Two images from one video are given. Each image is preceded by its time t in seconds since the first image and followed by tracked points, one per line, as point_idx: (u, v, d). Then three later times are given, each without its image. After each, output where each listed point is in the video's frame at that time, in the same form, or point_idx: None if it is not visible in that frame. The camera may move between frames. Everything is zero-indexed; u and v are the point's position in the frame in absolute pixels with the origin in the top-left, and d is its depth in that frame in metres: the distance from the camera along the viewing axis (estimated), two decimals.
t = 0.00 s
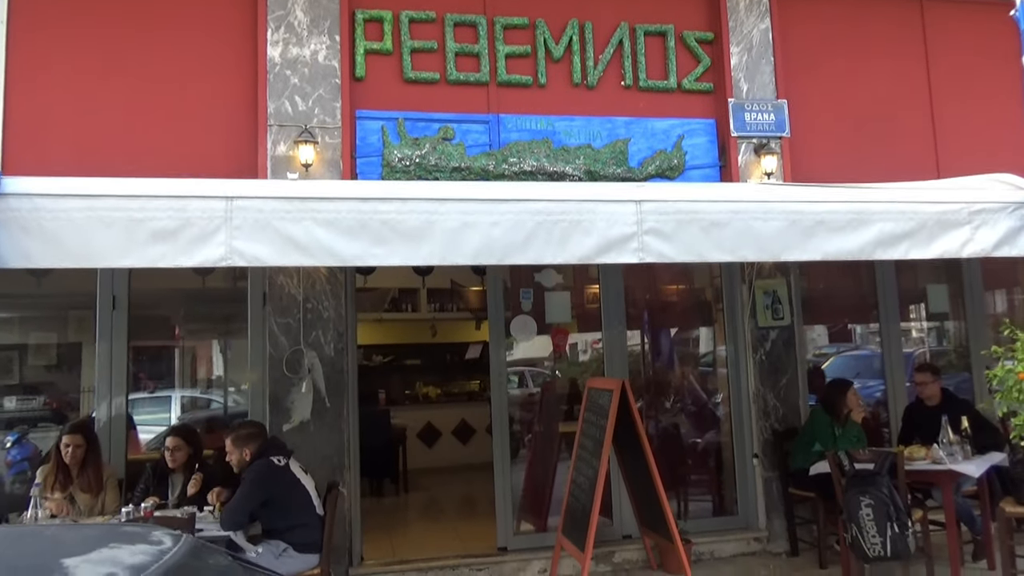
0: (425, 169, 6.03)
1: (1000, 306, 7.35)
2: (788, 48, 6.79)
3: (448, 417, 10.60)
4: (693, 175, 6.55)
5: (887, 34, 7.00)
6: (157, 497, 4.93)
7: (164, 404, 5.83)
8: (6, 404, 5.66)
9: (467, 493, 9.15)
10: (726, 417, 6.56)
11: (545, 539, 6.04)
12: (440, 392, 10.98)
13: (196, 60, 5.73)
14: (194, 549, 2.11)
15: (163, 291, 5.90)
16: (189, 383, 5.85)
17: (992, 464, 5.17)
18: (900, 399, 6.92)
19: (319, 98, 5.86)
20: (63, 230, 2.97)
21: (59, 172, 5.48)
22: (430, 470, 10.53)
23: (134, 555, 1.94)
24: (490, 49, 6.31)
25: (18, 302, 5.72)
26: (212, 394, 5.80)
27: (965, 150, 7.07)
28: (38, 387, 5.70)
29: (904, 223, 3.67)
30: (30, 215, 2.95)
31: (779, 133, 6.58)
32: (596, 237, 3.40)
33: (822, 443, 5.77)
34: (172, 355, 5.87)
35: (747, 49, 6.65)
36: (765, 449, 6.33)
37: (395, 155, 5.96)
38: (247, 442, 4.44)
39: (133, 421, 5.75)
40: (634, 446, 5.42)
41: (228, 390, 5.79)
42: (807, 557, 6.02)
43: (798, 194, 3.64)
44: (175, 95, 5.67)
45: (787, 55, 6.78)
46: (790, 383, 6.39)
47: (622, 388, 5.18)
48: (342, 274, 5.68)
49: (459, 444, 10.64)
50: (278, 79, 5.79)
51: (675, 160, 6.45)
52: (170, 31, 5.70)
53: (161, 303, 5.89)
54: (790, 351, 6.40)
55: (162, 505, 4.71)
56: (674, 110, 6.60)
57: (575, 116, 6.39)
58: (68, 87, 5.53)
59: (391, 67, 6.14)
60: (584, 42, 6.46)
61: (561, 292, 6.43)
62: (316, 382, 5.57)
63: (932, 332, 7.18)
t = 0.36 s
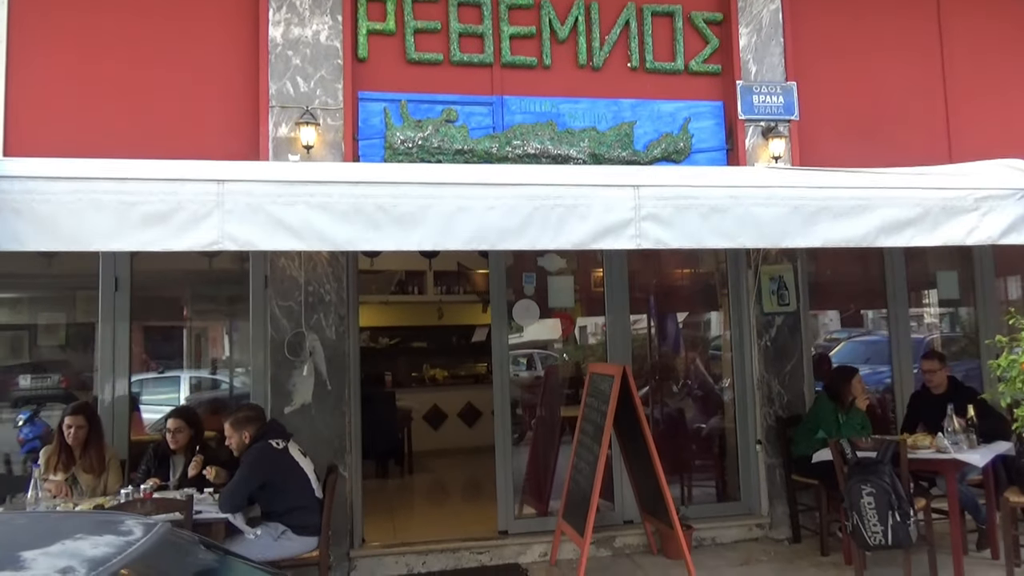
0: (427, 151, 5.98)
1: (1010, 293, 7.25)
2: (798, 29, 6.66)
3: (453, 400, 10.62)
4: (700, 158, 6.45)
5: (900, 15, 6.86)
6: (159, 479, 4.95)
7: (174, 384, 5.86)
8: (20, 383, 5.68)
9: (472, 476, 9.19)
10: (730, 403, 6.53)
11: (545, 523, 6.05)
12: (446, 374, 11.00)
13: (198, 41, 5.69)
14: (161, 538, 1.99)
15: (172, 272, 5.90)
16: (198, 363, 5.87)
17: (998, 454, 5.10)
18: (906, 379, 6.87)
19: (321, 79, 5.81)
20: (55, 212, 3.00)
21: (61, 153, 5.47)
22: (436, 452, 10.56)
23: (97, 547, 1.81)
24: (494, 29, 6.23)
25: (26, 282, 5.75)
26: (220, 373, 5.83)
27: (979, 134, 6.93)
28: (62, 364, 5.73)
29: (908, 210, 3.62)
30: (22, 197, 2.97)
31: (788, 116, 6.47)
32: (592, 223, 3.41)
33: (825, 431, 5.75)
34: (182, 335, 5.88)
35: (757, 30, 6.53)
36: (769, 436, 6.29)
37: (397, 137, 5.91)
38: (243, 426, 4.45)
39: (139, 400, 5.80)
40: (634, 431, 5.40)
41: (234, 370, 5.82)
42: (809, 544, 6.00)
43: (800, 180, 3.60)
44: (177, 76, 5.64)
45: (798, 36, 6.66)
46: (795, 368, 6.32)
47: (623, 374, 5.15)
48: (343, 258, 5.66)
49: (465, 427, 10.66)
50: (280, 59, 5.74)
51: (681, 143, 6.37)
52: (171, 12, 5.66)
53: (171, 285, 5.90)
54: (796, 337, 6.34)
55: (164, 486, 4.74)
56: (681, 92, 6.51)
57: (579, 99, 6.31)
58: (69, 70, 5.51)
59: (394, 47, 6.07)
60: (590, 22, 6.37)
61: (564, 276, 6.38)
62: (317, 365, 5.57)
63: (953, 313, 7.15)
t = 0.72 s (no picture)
0: (427, 133, 5.94)
1: (1016, 275, 7.18)
2: (803, 7, 6.56)
3: (458, 381, 10.66)
4: (702, 139, 6.38)
5: None
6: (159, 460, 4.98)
7: (181, 365, 5.89)
8: (33, 364, 5.76)
9: (476, 457, 9.24)
10: (731, 386, 6.51)
11: (545, 505, 6.08)
12: (451, 357, 11.03)
13: (194, 21, 5.65)
14: (129, 525, 2.00)
15: (178, 254, 5.91)
16: (203, 344, 5.88)
17: (999, 437, 5.06)
18: (910, 361, 6.84)
19: (319, 60, 5.76)
20: (44, 196, 3.08)
21: (59, 135, 5.46)
22: (440, 434, 10.61)
23: (60, 533, 1.81)
24: (494, 9, 6.16)
25: (32, 264, 5.77)
26: (224, 355, 5.84)
27: (987, 113, 6.82)
28: (70, 346, 5.77)
29: (905, 192, 3.63)
30: (10, 181, 3.04)
31: (792, 96, 6.37)
32: (585, 206, 3.46)
33: (825, 414, 5.73)
34: (187, 319, 5.90)
35: (761, 8, 6.43)
36: (769, 419, 6.26)
37: (396, 119, 5.87)
38: (234, 417, 4.42)
39: (145, 381, 5.83)
40: (632, 413, 5.40)
41: (239, 354, 5.82)
42: (808, 526, 6.00)
43: (798, 161, 3.63)
44: (174, 57, 5.61)
45: (802, 14, 6.55)
46: (796, 351, 6.30)
47: (620, 356, 5.14)
48: (342, 240, 5.65)
49: (469, 408, 10.70)
50: (278, 40, 5.70)
51: (683, 124, 6.30)
52: None
53: (175, 267, 5.91)
54: (797, 320, 6.31)
55: (163, 468, 4.77)
56: (684, 72, 6.43)
57: (580, 79, 6.24)
58: (66, 51, 5.49)
59: (393, 28, 6.02)
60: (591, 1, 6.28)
61: (564, 258, 6.35)
62: (316, 347, 5.59)
63: (959, 296, 7.07)
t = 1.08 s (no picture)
0: (429, 119, 5.92)
1: None
2: None
3: (466, 367, 10.70)
4: (707, 125, 6.31)
5: None
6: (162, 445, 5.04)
7: (192, 350, 5.93)
8: (50, 347, 5.81)
9: (482, 443, 9.27)
10: (736, 373, 6.49)
11: (547, 492, 6.11)
12: (460, 343, 11.07)
13: (196, 7, 5.64)
14: (103, 514, 2.01)
15: (188, 240, 5.95)
16: (210, 330, 5.91)
17: (1005, 427, 5.01)
18: (917, 350, 6.79)
19: (321, 47, 5.74)
20: (39, 183, 3.23)
21: (62, 122, 5.49)
22: (448, 420, 10.66)
23: (28, 520, 1.82)
24: None
25: (44, 250, 5.84)
26: (232, 340, 5.88)
27: (999, 97, 6.71)
28: (84, 331, 5.82)
29: (904, 179, 3.65)
30: (6, 169, 3.20)
31: (799, 80, 6.29)
32: (579, 194, 3.52)
33: (829, 402, 5.70)
34: (198, 304, 5.93)
35: None
36: (774, 407, 6.25)
37: (398, 105, 5.86)
38: (231, 405, 4.47)
39: (155, 365, 5.89)
40: (634, 400, 5.39)
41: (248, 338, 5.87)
42: (811, 514, 5.98)
43: (800, 147, 3.66)
44: (176, 43, 5.61)
45: None
46: (801, 340, 6.23)
47: (622, 344, 5.13)
48: (345, 227, 5.66)
49: (477, 395, 10.74)
50: (280, 26, 5.68)
51: (688, 110, 6.23)
52: None
53: (185, 254, 5.95)
54: (804, 309, 6.22)
55: (167, 453, 4.82)
56: (689, 57, 6.36)
57: (584, 64, 6.19)
58: (69, 37, 5.51)
59: (395, 13, 5.99)
60: None
61: (567, 245, 6.33)
62: (319, 334, 5.60)
63: (975, 284, 7.04)
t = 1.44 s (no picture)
0: (441, 106, 5.91)
1: None
2: None
3: (481, 353, 10.75)
4: (721, 111, 6.24)
5: None
6: (176, 428, 5.14)
7: (211, 334, 6.01)
8: (76, 330, 5.92)
9: (496, 429, 9.32)
10: (748, 362, 6.45)
11: (556, 478, 6.13)
12: (476, 330, 11.14)
13: None
14: (94, 494, 2.05)
15: (207, 226, 6.01)
16: (226, 314, 5.99)
17: (1018, 419, 4.94)
18: (932, 341, 6.72)
19: (333, 33, 5.74)
20: (50, 171, 3.44)
21: (79, 108, 5.57)
22: (462, 405, 10.72)
23: (16, 500, 1.84)
24: None
25: (67, 235, 5.94)
26: (246, 324, 5.96)
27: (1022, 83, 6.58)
28: (107, 315, 5.93)
29: (910, 168, 3.89)
30: (19, 156, 3.41)
31: (816, 66, 6.20)
32: (585, 179, 3.78)
33: (841, 392, 5.66)
34: (217, 290, 6.00)
35: None
36: (786, 396, 6.22)
37: (410, 92, 5.86)
38: (241, 389, 4.56)
39: (177, 349, 5.99)
40: (643, 389, 5.38)
41: (261, 322, 5.95)
42: (822, 504, 5.96)
43: (816, 137, 3.93)
44: (191, 29, 5.66)
45: None
46: (814, 329, 6.20)
47: (631, 332, 5.12)
48: (357, 214, 5.69)
49: (492, 381, 10.78)
50: (292, 13, 5.69)
51: (702, 96, 6.17)
52: None
53: (203, 239, 6.02)
54: (817, 298, 6.19)
55: (180, 435, 4.91)
56: (704, 42, 6.28)
57: (597, 50, 6.14)
58: (85, 24, 5.57)
59: None
60: None
61: (579, 232, 6.32)
62: (331, 320, 5.65)
63: (1000, 273, 6.96)
